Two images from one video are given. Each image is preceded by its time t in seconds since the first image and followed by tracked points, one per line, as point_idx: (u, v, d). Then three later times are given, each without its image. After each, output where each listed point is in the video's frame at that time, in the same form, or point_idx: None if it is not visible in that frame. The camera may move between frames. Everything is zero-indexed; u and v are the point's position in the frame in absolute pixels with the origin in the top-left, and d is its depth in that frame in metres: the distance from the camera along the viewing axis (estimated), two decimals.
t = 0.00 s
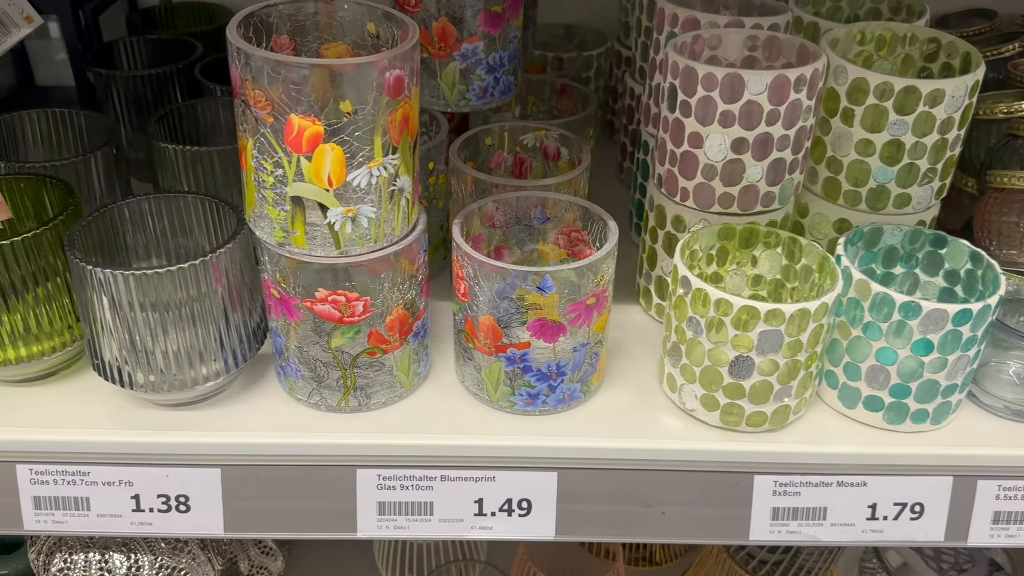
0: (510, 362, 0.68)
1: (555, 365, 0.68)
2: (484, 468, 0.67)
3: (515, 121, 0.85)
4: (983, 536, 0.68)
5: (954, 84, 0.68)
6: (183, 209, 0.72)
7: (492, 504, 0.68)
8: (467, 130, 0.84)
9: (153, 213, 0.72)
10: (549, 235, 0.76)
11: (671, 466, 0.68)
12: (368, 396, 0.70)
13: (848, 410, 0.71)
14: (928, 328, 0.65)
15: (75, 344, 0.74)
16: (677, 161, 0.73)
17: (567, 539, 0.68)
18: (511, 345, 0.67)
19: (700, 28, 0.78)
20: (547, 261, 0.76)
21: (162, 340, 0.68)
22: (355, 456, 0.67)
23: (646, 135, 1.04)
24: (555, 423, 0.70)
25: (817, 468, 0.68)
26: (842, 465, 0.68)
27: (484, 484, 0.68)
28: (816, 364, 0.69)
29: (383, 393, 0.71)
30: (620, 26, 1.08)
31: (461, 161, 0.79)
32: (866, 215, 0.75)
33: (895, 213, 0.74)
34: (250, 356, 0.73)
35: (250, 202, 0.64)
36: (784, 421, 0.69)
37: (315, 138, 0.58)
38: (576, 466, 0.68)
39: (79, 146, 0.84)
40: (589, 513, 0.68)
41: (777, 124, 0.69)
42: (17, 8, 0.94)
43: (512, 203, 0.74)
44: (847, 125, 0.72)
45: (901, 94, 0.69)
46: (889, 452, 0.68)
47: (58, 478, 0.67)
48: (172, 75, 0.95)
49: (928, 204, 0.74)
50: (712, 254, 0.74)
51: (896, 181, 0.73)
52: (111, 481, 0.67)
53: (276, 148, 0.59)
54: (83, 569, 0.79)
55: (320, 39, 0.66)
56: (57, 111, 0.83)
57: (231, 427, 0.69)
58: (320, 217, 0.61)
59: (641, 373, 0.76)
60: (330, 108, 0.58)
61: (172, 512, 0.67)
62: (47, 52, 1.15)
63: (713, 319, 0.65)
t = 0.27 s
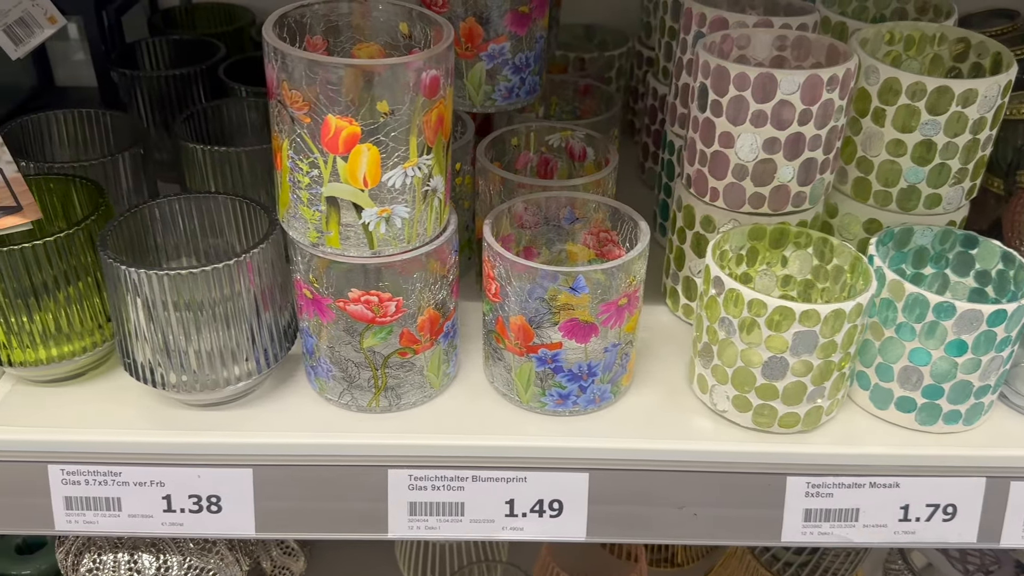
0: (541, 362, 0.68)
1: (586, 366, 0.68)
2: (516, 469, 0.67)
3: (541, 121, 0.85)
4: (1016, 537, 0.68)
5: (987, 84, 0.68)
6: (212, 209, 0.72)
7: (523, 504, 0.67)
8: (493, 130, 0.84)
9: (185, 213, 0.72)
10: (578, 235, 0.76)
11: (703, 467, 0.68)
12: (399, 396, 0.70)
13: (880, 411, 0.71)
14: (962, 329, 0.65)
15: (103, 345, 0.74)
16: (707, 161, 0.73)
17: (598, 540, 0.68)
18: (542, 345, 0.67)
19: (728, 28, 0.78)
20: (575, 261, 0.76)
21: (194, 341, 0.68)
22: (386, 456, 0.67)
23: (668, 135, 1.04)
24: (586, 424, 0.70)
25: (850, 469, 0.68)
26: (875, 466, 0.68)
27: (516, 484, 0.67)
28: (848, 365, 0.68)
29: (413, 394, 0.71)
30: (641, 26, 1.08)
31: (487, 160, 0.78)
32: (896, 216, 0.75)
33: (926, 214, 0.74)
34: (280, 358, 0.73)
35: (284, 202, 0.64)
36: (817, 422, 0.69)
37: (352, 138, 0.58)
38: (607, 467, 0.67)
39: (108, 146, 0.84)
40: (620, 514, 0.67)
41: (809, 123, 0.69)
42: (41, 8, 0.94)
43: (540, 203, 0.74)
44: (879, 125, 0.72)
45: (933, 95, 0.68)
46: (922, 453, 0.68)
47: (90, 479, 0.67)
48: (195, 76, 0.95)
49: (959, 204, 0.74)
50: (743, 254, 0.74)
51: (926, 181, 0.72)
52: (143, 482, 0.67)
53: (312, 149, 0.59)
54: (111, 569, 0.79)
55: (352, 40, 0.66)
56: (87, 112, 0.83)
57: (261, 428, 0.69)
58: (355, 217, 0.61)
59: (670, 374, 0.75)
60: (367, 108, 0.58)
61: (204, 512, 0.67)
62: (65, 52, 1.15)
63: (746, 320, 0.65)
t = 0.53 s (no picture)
0: (575, 360, 0.68)
1: (621, 363, 0.68)
2: (549, 467, 0.67)
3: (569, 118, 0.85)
4: None
5: None
6: (244, 206, 0.72)
7: (557, 502, 0.67)
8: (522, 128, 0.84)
9: (218, 211, 0.72)
10: (609, 232, 0.76)
11: (738, 465, 0.67)
12: (431, 394, 0.70)
13: (914, 409, 0.71)
14: (1001, 326, 0.65)
15: (134, 344, 0.74)
16: (741, 158, 0.72)
17: (633, 539, 0.68)
18: (577, 343, 0.67)
19: (760, 24, 0.78)
20: (606, 258, 0.76)
21: (228, 338, 0.68)
22: (420, 454, 0.67)
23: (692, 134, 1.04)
24: (620, 421, 0.70)
25: (885, 467, 0.68)
26: (910, 464, 0.68)
27: (551, 483, 0.67)
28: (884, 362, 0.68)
29: (446, 391, 0.71)
30: (664, 24, 1.08)
31: (517, 156, 0.78)
32: (930, 213, 0.74)
33: (960, 211, 0.74)
34: (313, 356, 0.73)
35: (321, 199, 0.64)
36: (852, 420, 0.69)
37: (392, 134, 0.58)
38: (642, 466, 0.67)
39: (137, 144, 0.85)
40: (654, 512, 0.67)
41: (845, 120, 0.69)
42: (66, 7, 0.95)
43: (572, 200, 0.74)
44: (913, 122, 0.72)
45: (970, 91, 0.68)
46: (957, 451, 0.67)
47: (125, 476, 0.67)
48: (220, 75, 0.95)
49: (993, 201, 0.74)
50: (776, 252, 0.74)
51: (961, 178, 0.72)
52: (177, 479, 0.67)
53: (351, 145, 0.59)
54: (141, 568, 0.80)
55: (388, 37, 0.66)
56: (116, 110, 0.83)
57: (294, 425, 0.69)
58: (392, 213, 0.61)
59: (702, 372, 0.75)
60: (408, 105, 0.58)
61: (238, 510, 0.67)
62: (87, 51, 1.15)
63: (784, 317, 0.65)
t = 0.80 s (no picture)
0: (611, 360, 0.67)
1: (656, 364, 0.67)
2: (586, 467, 0.67)
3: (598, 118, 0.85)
4: None
5: None
6: (277, 206, 0.72)
7: (593, 503, 0.67)
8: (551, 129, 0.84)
9: (253, 211, 0.72)
10: (641, 233, 0.76)
11: (774, 466, 0.67)
12: (466, 394, 0.70)
13: (949, 410, 0.71)
14: None
15: (167, 344, 0.74)
16: (775, 158, 0.73)
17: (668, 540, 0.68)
18: (612, 343, 0.67)
19: (792, 24, 0.78)
20: (638, 258, 0.76)
21: (262, 338, 0.68)
22: (456, 454, 0.67)
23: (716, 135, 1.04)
24: (655, 422, 0.70)
25: (921, 468, 0.67)
26: (947, 465, 0.68)
27: (586, 484, 0.67)
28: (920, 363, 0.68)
29: (480, 391, 0.70)
30: (688, 24, 1.08)
31: (547, 156, 0.78)
32: (964, 213, 0.74)
33: (994, 211, 0.73)
34: (346, 358, 0.73)
35: (359, 200, 0.64)
36: (887, 421, 0.69)
37: (434, 134, 0.58)
38: (678, 467, 0.67)
39: (167, 144, 0.84)
40: (688, 513, 0.67)
41: (881, 120, 0.68)
42: (92, 7, 0.94)
43: (605, 200, 0.73)
44: (948, 122, 0.71)
45: (1007, 91, 0.68)
46: (992, 452, 0.68)
47: (160, 476, 0.67)
48: (246, 76, 0.95)
49: None
50: (811, 253, 0.74)
51: (996, 179, 0.72)
52: (213, 479, 0.67)
53: (391, 145, 0.59)
54: (176, 568, 0.85)
55: (425, 38, 0.66)
56: (146, 110, 0.83)
57: (331, 425, 0.69)
58: (431, 214, 0.61)
59: (735, 372, 0.75)
60: (450, 105, 0.58)
61: (274, 510, 0.67)
62: (108, 52, 1.15)
63: (822, 318, 0.65)
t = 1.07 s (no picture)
0: (639, 364, 0.67)
1: (685, 368, 0.67)
2: (615, 471, 0.67)
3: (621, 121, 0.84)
4: None
5: None
6: (303, 210, 0.71)
7: (621, 508, 0.67)
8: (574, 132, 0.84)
9: (281, 215, 0.72)
10: (668, 236, 0.75)
11: (803, 471, 0.67)
12: (493, 398, 0.70)
13: (979, 414, 0.70)
14: None
15: (192, 348, 0.74)
16: (803, 161, 0.72)
17: (696, 545, 0.68)
18: (640, 347, 0.66)
19: (817, 27, 0.78)
20: (663, 261, 0.76)
21: (289, 342, 0.68)
22: (485, 457, 0.67)
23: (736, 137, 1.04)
24: (683, 426, 0.69)
25: (952, 472, 0.67)
26: (977, 470, 0.67)
27: (615, 488, 0.67)
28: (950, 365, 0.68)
29: (507, 395, 0.70)
30: (706, 26, 1.08)
31: (571, 158, 0.78)
32: (991, 216, 0.74)
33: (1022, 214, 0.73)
34: (373, 362, 0.73)
35: (388, 204, 0.64)
36: (917, 425, 0.69)
37: (466, 138, 0.58)
38: (707, 471, 0.67)
39: (191, 147, 0.85)
40: (716, 517, 0.67)
41: (910, 123, 0.68)
42: (112, 9, 0.94)
43: (632, 203, 0.73)
44: (976, 125, 0.71)
45: None
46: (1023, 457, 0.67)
47: (188, 480, 0.66)
48: (267, 79, 0.95)
49: None
50: (838, 255, 0.74)
51: None
52: (242, 483, 0.67)
53: (424, 149, 0.59)
54: (202, 571, 0.86)
55: (454, 41, 0.66)
56: (170, 113, 0.83)
57: (359, 429, 0.69)
58: (462, 217, 0.61)
59: (762, 376, 0.75)
60: (483, 109, 0.57)
61: (302, 514, 0.67)
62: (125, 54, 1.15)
63: (853, 321, 0.65)
